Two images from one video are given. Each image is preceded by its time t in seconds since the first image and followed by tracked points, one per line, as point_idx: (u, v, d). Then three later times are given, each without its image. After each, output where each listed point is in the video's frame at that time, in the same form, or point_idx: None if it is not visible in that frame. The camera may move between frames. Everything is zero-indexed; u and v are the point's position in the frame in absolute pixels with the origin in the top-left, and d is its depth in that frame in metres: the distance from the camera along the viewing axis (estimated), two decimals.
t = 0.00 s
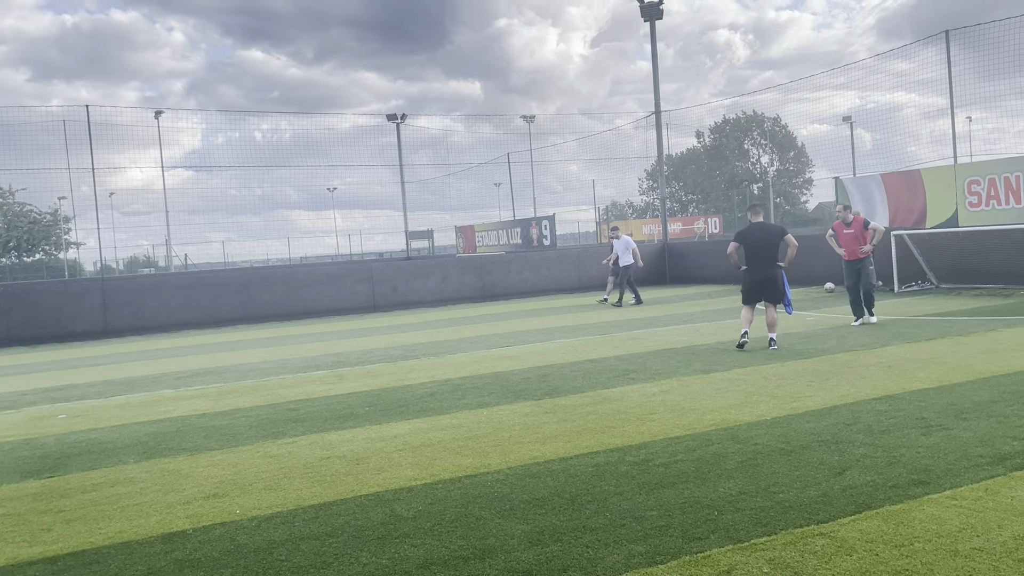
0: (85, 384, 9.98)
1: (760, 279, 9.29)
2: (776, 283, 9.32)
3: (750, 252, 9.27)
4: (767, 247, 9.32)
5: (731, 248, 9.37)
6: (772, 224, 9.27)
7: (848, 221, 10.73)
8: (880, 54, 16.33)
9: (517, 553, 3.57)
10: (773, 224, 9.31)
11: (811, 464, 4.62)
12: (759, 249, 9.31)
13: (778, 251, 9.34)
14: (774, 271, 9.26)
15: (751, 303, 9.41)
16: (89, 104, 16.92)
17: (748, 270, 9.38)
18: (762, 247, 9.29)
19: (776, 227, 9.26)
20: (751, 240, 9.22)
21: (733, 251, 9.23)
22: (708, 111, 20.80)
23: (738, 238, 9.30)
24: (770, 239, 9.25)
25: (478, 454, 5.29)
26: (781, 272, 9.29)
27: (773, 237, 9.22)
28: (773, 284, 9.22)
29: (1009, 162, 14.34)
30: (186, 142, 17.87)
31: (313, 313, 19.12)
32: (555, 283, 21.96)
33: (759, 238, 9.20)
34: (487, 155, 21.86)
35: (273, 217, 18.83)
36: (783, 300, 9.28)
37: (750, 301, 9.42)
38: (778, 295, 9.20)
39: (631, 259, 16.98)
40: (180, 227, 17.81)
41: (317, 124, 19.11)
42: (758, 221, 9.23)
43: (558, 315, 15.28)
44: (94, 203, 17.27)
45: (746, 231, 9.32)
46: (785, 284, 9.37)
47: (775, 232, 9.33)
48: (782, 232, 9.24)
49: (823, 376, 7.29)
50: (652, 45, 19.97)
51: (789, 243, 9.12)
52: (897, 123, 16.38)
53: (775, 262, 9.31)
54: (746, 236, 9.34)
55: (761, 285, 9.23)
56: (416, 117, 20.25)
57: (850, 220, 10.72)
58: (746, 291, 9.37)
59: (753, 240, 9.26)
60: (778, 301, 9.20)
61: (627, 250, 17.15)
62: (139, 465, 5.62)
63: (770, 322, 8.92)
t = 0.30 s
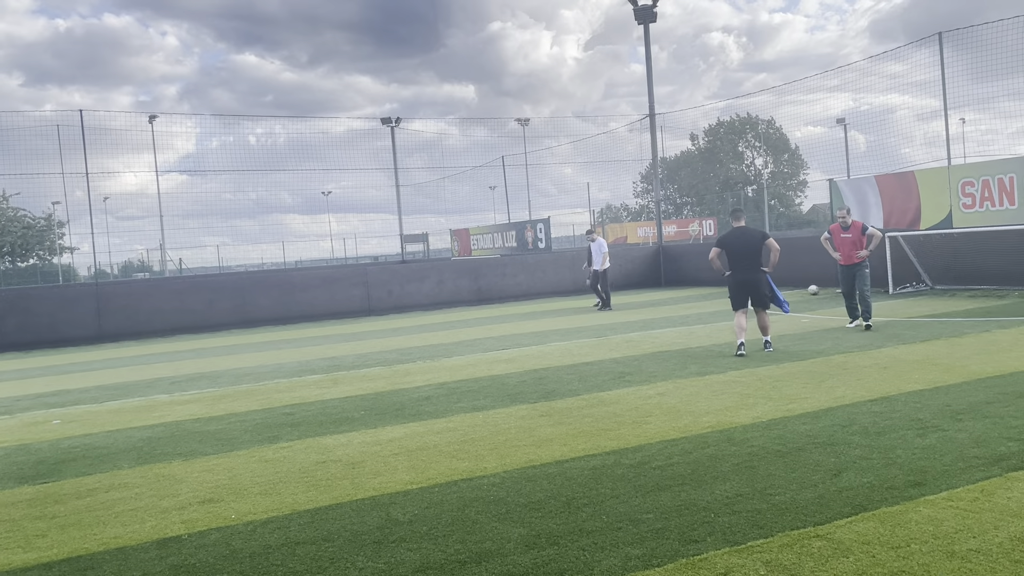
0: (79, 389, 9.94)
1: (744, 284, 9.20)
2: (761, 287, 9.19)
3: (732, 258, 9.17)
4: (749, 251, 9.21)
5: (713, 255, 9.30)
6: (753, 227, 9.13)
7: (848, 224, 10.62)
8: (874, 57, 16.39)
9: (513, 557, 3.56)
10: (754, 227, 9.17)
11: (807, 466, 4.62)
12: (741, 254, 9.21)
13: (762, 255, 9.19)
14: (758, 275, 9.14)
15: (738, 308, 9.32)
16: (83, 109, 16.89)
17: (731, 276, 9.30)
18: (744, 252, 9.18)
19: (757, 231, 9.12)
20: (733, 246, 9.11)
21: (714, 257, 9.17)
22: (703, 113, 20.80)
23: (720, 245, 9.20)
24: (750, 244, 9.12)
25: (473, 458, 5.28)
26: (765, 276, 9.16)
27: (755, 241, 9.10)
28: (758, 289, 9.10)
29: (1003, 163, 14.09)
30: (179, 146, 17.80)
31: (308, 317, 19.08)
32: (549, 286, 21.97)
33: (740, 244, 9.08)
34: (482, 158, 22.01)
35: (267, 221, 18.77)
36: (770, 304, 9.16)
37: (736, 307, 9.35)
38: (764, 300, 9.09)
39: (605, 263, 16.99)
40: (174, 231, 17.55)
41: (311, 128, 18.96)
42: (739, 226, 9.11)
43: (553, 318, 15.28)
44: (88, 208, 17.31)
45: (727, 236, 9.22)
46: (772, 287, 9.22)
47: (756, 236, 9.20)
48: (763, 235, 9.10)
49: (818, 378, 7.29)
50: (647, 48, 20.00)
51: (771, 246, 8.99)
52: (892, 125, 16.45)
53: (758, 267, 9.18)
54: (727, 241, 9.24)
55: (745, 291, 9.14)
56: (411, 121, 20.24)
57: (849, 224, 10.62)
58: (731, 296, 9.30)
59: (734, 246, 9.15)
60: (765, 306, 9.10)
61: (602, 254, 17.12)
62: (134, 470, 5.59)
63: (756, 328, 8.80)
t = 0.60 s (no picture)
0: (79, 391, 9.93)
1: (735, 284, 9.15)
2: (752, 286, 9.16)
3: (721, 259, 9.13)
4: (738, 251, 9.17)
5: (702, 257, 9.27)
6: (740, 227, 9.09)
7: (852, 223, 10.55)
8: (872, 56, 16.39)
9: (514, 557, 3.56)
10: (743, 226, 9.12)
11: (808, 466, 4.62)
12: (731, 254, 9.16)
13: (751, 254, 9.13)
14: (748, 275, 9.11)
15: (730, 309, 9.31)
16: (82, 111, 16.89)
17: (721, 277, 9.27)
18: (733, 252, 9.14)
19: (745, 230, 9.07)
20: (722, 246, 9.07)
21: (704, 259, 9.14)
22: (702, 113, 20.81)
23: (708, 246, 9.17)
24: (739, 243, 9.07)
25: (474, 459, 5.28)
26: (755, 275, 9.13)
27: (743, 241, 9.05)
28: (748, 288, 9.07)
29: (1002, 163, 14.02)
30: (178, 148, 17.79)
31: (308, 318, 19.09)
32: (549, 287, 22.00)
33: (728, 244, 9.04)
34: (481, 158, 22.01)
35: (267, 222, 18.76)
36: (762, 303, 9.14)
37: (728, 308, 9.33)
38: (755, 299, 9.06)
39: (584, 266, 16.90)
40: (173, 233, 17.66)
41: (309, 129, 18.95)
42: (726, 226, 9.06)
43: (553, 318, 15.29)
44: (87, 210, 17.32)
45: (715, 237, 9.18)
46: (762, 287, 9.16)
47: (744, 235, 9.16)
48: (751, 234, 9.06)
49: (819, 377, 7.30)
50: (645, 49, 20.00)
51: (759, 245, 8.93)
52: (890, 125, 16.48)
53: (748, 265, 9.14)
54: (715, 242, 9.20)
55: (736, 291, 9.11)
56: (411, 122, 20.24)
57: (854, 223, 10.54)
58: (723, 297, 9.28)
59: (723, 246, 9.11)
60: (756, 305, 9.08)
61: (579, 256, 17.09)
62: (134, 471, 5.59)
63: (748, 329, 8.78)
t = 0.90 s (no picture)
0: (82, 391, 9.94)
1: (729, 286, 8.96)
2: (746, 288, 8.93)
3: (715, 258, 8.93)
4: (733, 251, 8.95)
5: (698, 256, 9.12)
6: (734, 226, 8.90)
7: (853, 222, 10.49)
8: (874, 55, 16.43)
9: (518, 556, 3.56)
10: (738, 227, 8.91)
11: (812, 464, 4.61)
12: (725, 255, 8.97)
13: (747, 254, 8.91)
14: (742, 275, 8.85)
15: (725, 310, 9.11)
16: (85, 111, 16.93)
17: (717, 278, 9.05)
18: (728, 252, 8.93)
19: (739, 229, 8.87)
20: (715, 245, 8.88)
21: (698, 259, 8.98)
22: (703, 112, 20.95)
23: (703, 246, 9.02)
24: (733, 242, 8.87)
25: (477, 458, 5.28)
26: (750, 276, 8.85)
27: (737, 240, 8.84)
28: (743, 289, 8.80)
29: (1004, 160, 14.09)
30: (180, 148, 17.81)
31: (310, 318, 19.11)
32: (551, 286, 22.00)
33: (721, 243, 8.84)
34: (482, 158, 21.95)
35: (269, 222, 18.77)
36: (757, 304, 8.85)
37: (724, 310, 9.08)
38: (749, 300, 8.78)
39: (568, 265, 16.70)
40: (175, 232, 17.73)
41: (311, 129, 19.09)
42: (721, 226, 8.87)
43: (555, 317, 15.28)
44: (89, 210, 17.30)
45: (710, 236, 9.03)
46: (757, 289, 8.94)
47: (740, 235, 8.93)
48: (746, 233, 8.83)
49: (821, 376, 7.29)
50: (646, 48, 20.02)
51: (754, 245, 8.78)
52: (891, 123, 16.44)
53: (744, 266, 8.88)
54: (710, 242, 9.03)
55: (730, 291, 8.85)
56: (412, 121, 20.25)
57: (855, 222, 10.48)
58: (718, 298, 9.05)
59: (717, 246, 8.92)
60: (751, 307, 8.80)
61: (563, 255, 16.85)
62: (137, 471, 5.60)
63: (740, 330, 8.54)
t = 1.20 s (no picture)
0: (87, 390, 9.98)
1: (723, 285, 8.82)
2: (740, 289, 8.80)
3: (711, 256, 8.83)
4: (729, 250, 8.87)
5: (693, 253, 9.03)
6: (733, 225, 8.77)
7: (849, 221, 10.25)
8: (877, 52, 16.39)
9: (522, 554, 3.56)
10: (736, 226, 8.78)
11: (816, 462, 4.61)
12: (721, 253, 8.83)
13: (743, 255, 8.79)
14: (737, 275, 8.74)
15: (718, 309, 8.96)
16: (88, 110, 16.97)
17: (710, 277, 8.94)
18: (723, 251, 8.84)
19: (738, 228, 8.74)
20: (711, 243, 8.78)
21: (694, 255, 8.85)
22: (705, 110, 21.01)
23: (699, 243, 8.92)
24: (730, 242, 8.78)
25: (481, 456, 5.28)
26: (745, 277, 8.72)
27: (735, 240, 8.76)
28: (736, 289, 8.68)
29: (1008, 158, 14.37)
30: (183, 147, 17.81)
31: (314, 317, 19.19)
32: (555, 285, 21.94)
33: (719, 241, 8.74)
34: (485, 156, 21.82)
35: (272, 221, 18.67)
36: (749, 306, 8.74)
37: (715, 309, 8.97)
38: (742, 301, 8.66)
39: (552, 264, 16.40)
40: (179, 231, 17.67)
41: (314, 128, 19.15)
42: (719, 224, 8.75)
43: (559, 315, 15.28)
44: (94, 208, 17.36)
45: (707, 234, 8.94)
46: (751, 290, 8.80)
47: (737, 235, 8.81)
48: (743, 234, 8.76)
49: (826, 373, 7.28)
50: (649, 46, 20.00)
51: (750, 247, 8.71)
52: (895, 120, 16.37)
53: (739, 266, 8.79)
54: (707, 240, 8.94)
55: (723, 291, 8.74)
56: (415, 120, 20.15)
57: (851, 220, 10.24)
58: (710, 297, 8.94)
59: (713, 244, 8.83)
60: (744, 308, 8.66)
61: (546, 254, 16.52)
62: (142, 469, 5.61)
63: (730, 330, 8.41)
